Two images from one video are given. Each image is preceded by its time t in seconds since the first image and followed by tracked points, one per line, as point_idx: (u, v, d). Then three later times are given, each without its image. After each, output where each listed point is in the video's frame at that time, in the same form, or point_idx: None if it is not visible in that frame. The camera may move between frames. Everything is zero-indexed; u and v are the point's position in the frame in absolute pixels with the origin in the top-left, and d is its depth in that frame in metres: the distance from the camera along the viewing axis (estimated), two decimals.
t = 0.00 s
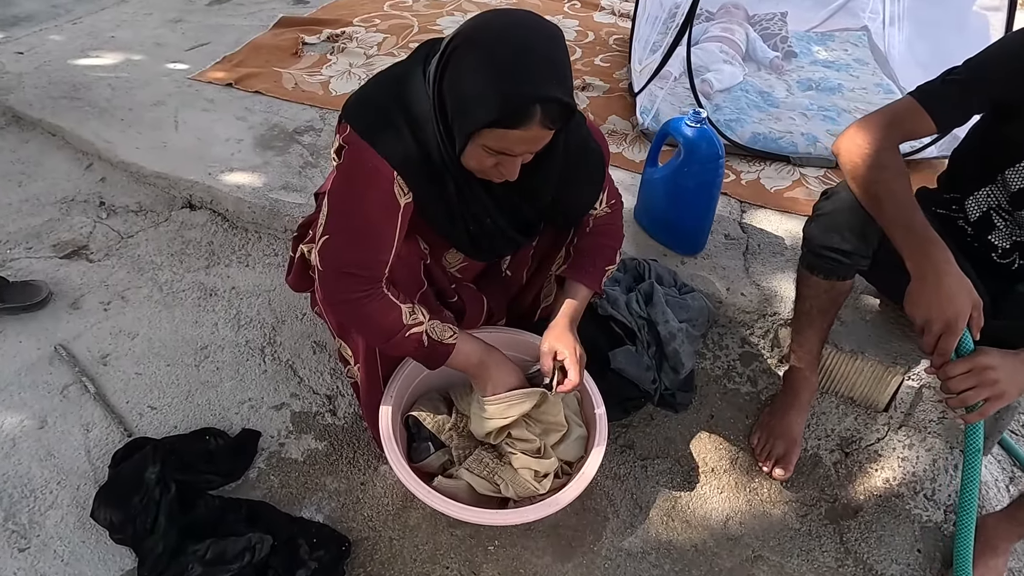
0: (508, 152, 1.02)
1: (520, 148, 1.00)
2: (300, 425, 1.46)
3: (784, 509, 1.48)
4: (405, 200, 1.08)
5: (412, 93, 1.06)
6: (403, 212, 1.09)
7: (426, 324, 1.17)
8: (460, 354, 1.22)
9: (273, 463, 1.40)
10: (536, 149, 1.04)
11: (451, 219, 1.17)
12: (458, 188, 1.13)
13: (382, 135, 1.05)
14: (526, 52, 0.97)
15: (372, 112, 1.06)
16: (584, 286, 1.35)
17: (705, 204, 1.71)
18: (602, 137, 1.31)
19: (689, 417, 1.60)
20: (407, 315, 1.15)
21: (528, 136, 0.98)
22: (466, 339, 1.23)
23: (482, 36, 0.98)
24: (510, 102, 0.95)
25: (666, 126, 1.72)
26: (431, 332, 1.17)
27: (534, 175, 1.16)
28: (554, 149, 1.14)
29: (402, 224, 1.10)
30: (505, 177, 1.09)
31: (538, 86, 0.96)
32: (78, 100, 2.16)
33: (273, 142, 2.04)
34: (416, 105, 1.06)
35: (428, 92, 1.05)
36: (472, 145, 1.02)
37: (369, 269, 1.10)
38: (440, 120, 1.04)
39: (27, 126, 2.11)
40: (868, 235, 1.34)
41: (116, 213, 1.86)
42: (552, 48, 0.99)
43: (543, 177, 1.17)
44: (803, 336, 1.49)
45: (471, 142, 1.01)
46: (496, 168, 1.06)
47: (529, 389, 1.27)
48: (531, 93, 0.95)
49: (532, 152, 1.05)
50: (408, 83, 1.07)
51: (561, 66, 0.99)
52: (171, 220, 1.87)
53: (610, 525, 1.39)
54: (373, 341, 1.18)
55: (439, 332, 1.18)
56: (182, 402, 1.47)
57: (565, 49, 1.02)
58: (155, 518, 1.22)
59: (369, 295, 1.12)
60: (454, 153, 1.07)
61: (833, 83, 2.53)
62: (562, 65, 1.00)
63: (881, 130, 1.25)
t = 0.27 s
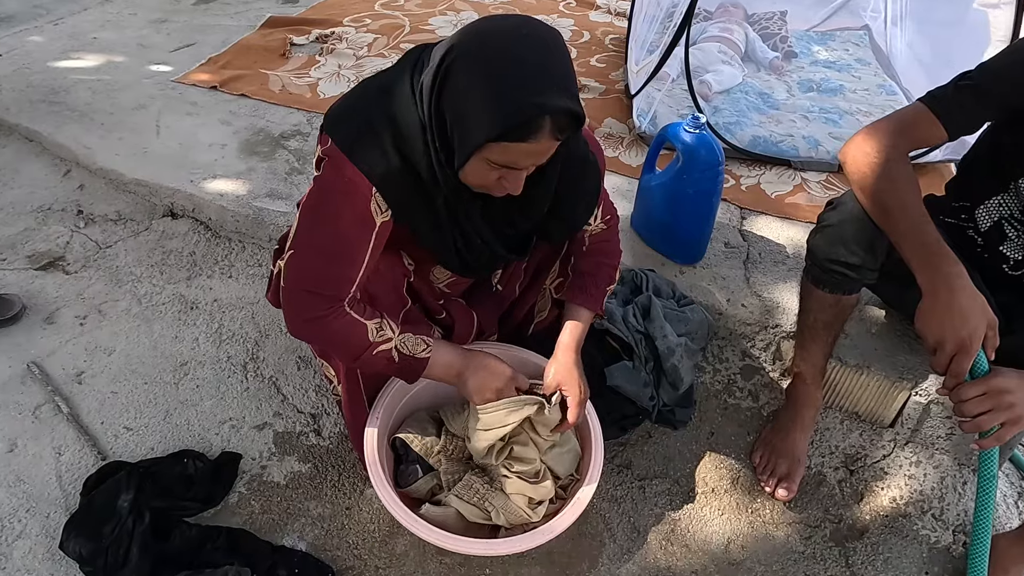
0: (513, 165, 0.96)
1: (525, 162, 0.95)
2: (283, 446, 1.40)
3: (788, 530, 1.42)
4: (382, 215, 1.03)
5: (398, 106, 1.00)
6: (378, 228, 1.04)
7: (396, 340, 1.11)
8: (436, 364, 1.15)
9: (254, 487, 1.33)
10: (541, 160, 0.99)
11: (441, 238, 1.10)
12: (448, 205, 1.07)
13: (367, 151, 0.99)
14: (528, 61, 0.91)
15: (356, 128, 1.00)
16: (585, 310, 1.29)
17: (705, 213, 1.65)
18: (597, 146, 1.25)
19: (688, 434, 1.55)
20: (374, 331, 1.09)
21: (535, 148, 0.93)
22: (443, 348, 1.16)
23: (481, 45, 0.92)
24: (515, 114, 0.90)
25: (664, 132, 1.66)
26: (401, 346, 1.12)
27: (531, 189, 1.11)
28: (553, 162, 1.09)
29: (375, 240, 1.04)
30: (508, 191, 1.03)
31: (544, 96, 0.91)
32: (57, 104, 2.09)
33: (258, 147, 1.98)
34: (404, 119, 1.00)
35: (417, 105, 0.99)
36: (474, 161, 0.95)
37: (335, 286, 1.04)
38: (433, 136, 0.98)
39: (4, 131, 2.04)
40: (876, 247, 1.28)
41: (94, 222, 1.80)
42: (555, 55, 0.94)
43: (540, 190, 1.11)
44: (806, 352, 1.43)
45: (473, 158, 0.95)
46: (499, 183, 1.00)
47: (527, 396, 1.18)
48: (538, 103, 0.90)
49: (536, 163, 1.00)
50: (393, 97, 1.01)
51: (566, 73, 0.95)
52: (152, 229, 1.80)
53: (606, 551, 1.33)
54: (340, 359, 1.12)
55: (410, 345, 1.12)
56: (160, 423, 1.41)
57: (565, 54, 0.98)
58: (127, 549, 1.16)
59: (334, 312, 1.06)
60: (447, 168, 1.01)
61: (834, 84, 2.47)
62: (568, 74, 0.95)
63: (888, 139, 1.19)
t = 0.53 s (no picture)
0: (517, 176, 0.92)
1: (530, 172, 0.91)
2: (268, 463, 1.35)
3: (790, 547, 1.37)
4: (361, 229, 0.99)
5: (386, 117, 0.95)
6: (357, 244, 0.99)
7: (369, 358, 1.07)
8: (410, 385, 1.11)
9: (238, 506, 1.29)
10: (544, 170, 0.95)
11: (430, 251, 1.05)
12: (439, 217, 1.02)
13: (355, 164, 0.94)
14: (531, 68, 0.87)
15: (342, 140, 0.95)
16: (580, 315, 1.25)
17: (703, 219, 1.61)
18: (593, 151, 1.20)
19: (687, 446, 1.50)
20: (348, 349, 1.04)
21: (540, 159, 0.89)
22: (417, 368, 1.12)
23: (478, 48, 0.88)
24: (521, 124, 0.86)
25: (661, 135, 1.62)
26: (375, 366, 1.07)
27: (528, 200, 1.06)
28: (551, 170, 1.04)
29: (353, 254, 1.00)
30: (509, 203, 0.99)
31: (549, 104, 0.87)
32: (38, 107, 2.04)
33: (245, 151, 1.93)
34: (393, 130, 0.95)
35: (407, 116, 0.95)
36: (476, 172, 0.91)
37: (308, 301, 1.00)
38: (429, 147, 0.94)
39: None
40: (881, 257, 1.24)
41: (75, 230, 1.75)
42: (556, 58, 0.90)
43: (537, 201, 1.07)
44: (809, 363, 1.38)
45: (473, 169, 0.91)
46: (499, 195, 0.96)
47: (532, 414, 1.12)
48: (544, 112, 0.86)
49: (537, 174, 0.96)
50: (379, 108, 0.96)
51: (570, 79, 0.91)
52: (134, 236, 1.75)
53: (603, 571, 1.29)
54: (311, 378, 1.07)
55: (384, 364, 1.08)
56: (140, 439, 1.36)
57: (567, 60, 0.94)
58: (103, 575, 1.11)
59: (306, 328, 1.01)
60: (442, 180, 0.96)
61: (834, 83, 2.43)
62: (571, 77, 0.92)
63: (893, 145, 1.15)
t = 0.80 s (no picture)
0: (505, 175, 0.89)
1: (519, 170, 0.88)
2: (252, 472, 1.32)
3: (784, 552, 1.36)
4: (350, 241, 0.95)
5: (369, 119, 0.93)
6: (345, 253, 0.96)
7: (361, 382, 1.04)
8: (403, 411, 1.09)
9: (220, 517, 1.26)
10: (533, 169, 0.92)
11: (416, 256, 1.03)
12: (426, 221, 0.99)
13: (337, 165, 0.91)
14: (516, 62, 0.85)
15: (323, 142, 0.92)
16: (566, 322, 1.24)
17: (694, 220, 1.58)
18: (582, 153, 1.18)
19: (679, 451, 1.48)
20: (339, 370, 1.02)
21: (530, 155, 0.86)
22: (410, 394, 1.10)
23: (462, 45, 0.85)
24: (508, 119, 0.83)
25: (652, 134, 1.59)
26: (367, 391, 1.05)
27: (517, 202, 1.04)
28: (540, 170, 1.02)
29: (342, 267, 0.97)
30: (499, 205, 0.96)
31: (536, 98, 0.85)
32: (17, 107, 1.99)
33: (229, 151, 1.89)
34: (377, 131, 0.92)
35: (390, 117, 0.92)
36: (462, 171, 0.88)
37: (296, 317, 0.97)
38: (413, 147, 0.91)
39: None
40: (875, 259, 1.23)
41: (54, 233, 1.71)
42: (543, 53, 0.88)
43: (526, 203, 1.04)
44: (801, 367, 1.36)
45: (461, 168, 0.88)
46: (488, 196, 0.93)
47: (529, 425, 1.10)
48: (532, 106, 0.84)
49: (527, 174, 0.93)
50: (362, 109, 0.93)
51: (557, 73, 0.88)
52: (115, 239, 1.71)
53: None
54: (298, 395, 1.05)
55: (376, 392, 1.05)
56: (120, 449, 1.33)
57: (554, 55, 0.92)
58: None
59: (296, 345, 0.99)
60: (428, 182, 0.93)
61: (826, 81, 2.41)
62: (558, 72, 0.89)
63: (888, 144, 1.13)
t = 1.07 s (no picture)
0: (509, 170, 0.88)
1: (524, 164, 0.87)
2: (248, 476, 1.31)
3: (783, 550, 1.36)
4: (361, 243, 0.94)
5: (369, 121, 0.92)
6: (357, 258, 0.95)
7: (382, 377, 1.00)
8: (432, 409, 1.03)
9: (217, 521, 1.24)
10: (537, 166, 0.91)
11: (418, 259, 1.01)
12: (428, 223, 0.98)
13: (338, 168, 0.90)
14: (515, 57, 0.84)
15: (322, 145, 0.91)
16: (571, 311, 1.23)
17: (691, 218, 1.58)
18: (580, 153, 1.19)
19: (677, 449, 1.48)
20: (356, 369, 0.99)
21: (537, 147, 0.85)
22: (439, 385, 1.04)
23: (458, 41, 0.84)
24: (511, 114, 0.82)
25: (647, 133, 1.59)
26: (389, 385, 1.00)
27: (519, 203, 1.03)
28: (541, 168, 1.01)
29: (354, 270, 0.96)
30: (503, 204, 0.95)
31: (536, 91, 0.84)
32: (4, 107, 1.97)
33: (221, 151, 1.87)
34: (378, 133, 0.91)
35: (391, 118, 0.91)
36: (466, 168, 0.87)
37: (309, 324, 0.96)
38: (414, 148, 0.90)
39: None
40: (873, 258, 1.23)
41: (44, 235, 1.69)
42: (541, 47, 0.87)
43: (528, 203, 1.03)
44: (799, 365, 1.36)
45: (464, 164, 0.87)
46: (492, 195, 0.92)
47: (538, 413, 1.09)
48: (534, 99, 0.83)
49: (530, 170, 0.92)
50: (361, 112, 0.92)
51: (556, 68, 0.88)
52: (106, 241, 1.69)
53: None
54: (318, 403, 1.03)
55: (400, 386, 1.00)
56: (114, 454, 1.31)
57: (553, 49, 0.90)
58: None
59: (311, 353, 0.98)
60: (432, 181, 0.92)
61: (818, 78, 2.41)
62: (557, 66, 0.88)
63: (887, 143, 1.12)
